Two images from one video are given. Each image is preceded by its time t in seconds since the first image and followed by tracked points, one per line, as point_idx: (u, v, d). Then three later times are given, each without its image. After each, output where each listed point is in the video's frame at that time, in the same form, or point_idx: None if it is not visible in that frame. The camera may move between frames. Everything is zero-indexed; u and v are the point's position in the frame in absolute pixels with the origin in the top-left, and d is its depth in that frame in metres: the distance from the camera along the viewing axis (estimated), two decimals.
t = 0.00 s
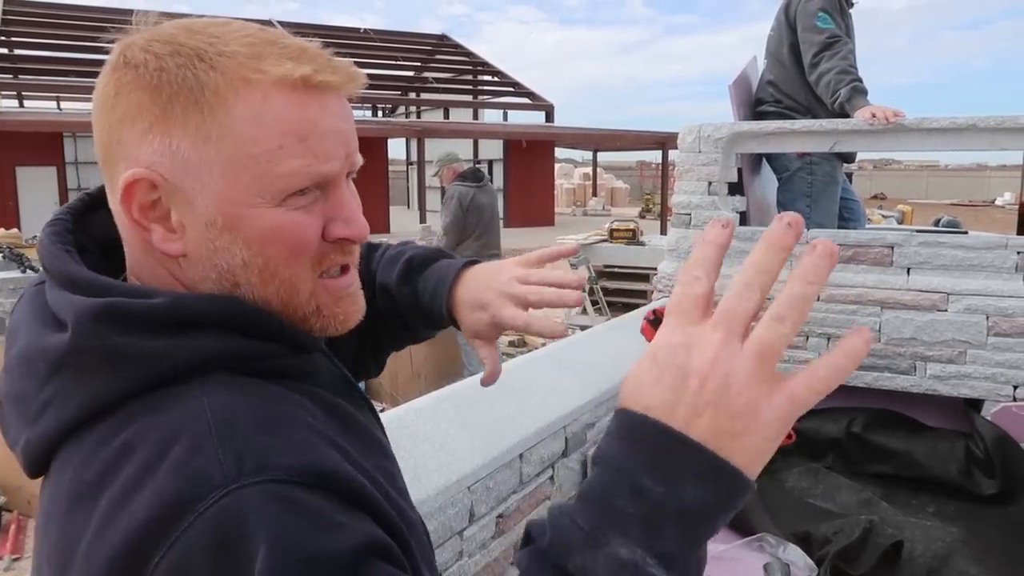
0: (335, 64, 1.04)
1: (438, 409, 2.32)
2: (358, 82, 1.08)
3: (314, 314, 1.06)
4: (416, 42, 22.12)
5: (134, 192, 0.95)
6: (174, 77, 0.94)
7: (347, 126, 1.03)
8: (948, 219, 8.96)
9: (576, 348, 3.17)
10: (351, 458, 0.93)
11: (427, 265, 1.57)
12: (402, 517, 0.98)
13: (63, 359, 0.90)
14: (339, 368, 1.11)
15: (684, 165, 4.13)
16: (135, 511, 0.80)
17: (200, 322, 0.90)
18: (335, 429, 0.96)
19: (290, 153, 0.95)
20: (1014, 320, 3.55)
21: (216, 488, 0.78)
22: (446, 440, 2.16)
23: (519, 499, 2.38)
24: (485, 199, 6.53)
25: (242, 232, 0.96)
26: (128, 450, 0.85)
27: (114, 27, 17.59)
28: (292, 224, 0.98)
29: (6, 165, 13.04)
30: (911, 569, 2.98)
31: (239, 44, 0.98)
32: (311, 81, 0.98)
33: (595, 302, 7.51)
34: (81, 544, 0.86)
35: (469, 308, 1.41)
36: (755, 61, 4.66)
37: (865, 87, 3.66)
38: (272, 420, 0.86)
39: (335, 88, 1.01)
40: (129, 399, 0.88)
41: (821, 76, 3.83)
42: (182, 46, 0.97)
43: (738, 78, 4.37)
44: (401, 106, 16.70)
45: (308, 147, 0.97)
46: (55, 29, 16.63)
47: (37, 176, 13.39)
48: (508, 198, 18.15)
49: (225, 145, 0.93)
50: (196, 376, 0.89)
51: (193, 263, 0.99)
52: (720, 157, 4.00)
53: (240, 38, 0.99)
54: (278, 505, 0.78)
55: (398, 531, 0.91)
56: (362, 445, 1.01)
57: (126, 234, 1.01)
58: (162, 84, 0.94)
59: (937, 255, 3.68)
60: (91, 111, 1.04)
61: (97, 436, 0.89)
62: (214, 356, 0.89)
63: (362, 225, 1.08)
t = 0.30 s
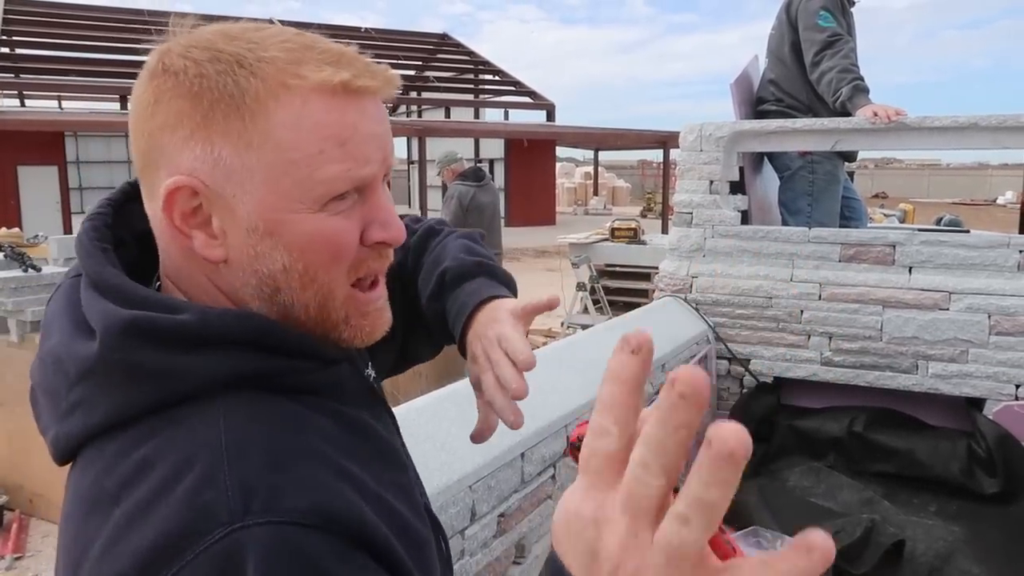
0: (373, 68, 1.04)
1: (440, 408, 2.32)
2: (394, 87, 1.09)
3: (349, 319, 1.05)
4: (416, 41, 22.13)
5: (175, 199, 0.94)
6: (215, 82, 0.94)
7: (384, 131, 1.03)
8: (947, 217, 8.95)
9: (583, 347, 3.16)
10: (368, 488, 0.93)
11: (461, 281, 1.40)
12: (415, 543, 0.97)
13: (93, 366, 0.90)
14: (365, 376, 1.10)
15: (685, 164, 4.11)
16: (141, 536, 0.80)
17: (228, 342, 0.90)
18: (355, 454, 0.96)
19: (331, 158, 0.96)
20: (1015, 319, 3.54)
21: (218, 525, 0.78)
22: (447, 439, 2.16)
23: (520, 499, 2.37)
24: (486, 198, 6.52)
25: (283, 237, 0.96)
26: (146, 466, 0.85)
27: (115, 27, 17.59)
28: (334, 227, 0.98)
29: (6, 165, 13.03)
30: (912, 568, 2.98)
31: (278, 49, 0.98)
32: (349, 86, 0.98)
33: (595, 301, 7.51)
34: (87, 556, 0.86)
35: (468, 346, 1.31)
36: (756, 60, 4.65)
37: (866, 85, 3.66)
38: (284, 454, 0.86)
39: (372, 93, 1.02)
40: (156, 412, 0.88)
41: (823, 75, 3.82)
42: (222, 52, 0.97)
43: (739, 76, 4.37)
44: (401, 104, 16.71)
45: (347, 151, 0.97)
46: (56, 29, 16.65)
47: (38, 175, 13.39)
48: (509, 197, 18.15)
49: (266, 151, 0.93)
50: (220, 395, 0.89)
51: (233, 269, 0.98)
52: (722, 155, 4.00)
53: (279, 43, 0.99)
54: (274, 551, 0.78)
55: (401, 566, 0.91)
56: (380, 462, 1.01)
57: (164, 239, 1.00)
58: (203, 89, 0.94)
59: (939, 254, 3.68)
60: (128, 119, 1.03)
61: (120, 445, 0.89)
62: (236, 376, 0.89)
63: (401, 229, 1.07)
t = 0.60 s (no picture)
0: (358, 61, 1.05)
1: (442, 406, 2.31)
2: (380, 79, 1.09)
3: (348, 310, 1.04)
4: (417, 41, 22.13)
5: (172, 199, 0.94)
6: (206, 83, 0.94)
7: (372, 123, 1.04)
8: (950, 218, 8.93)
9: (584, 347, 3.15)
10: (380, 479, 0.93)
11: (456, 278, 1.40)
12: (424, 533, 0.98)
13: (105, 363, 0.90)
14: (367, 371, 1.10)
15: (686, 163, 4.11)
16: (164, 527, 0.80)
17: (240, 337, 0.90)
18: (362, 445, 0.96)
19: (322, 151, 0.96)
20: (1017, 318, 3.53)
21: (244, 514, 0.79)
22: (449, 439, 2.16)
23: (521, 499, 2.37)
24: (487, 198, 6.52)
25: (279, 231, 0.95)
26: (164, 461, 0.85)
27: (116, 28, 17.60)
28: (329, 219, 0.98)
29: (7, 166, 13.03)
30: (914, 568, 2.98)
31: (265, 49, 0.98)
32: (337, 80, 0.99)
33: (596, 301, 7.50)
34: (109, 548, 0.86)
35: (465, 344, 1.31)
36: (757, 60, 4.65)
37: (868, 85, 3.66)
38: (303, 445, 0.86)
39: (359, 85, 1.02)
40: (170, 408, 0.88)
41: (824, 74, 3.82)
42: (210, 53, 0.97)
43: (740, 76, 4.36)
44: (403, 104, 16.70)
45: (338, 143, 0.98)
46: (57, 30, 16.66)
47: (39, 176, 13.40)
48: (510, 197, 18.14)
49: (257, 147, 0.93)
50: (232, 391, 0.89)
51: (230, 265, 0.98)
52: (722, 155, 4.00)
53: (266, 43, 0.99)
54: (300, 538, 0.79)
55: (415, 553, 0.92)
56: (385, 454, 1.01)
57: (166, 240, 0.99)
58: (192, 91, 0.94)
59: (940, 254, 3.67)
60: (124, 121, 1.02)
61: (134, 442, 0.89)
62: (250, 371, 0.89)
63: (390, 219, 1.07)
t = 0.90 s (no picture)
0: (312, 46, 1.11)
1: (442, 405, 2.31)
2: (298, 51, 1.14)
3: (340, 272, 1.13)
4: (415, 42, 22.14)
5: (236, 195, 0.92)
6: (252, 78, 0.93)
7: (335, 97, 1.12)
8: (949, 214, 8.93)
9: (582, 346, 3.14)
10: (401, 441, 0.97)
11: (446, 244, 1.44)
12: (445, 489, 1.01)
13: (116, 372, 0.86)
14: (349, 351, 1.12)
15: (685, 162, 4.12)
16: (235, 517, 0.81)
17: (262, 327, 0.89)
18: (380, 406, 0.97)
19: (334, 126, 1.05)
20: (1017, 313, 3.53)
21: (311, 490, 0.81)
22: (449, 439, 2.15)
23: (521, 499, 2.37)
24: (485, 198, 6.52)
25: (323, 204, 1.02)
26: (204, 457, 0.84)
27: (115, 32, 17.63)
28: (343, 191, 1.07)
29: (7, 172, 13.05)
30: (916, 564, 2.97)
31: (269, 43, 0.98)
32: (321, 63, 1.06)
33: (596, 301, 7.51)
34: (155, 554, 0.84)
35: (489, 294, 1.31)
36: (754, 58, 4.65)
37: (865, 82, 3.66)
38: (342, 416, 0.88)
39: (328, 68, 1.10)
40: (190, 409, 0.86)
41: (821, 72, 3.81)
42: (223, 43, 0.94)
43: (738, 74, 4.36)
44: (401, 106, 16.71)
45: (335, 120, 1.06)
46: (56, 35, 16.70)
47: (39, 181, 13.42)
48: (509, 197, 18.15)
49: (305, 130, 0.98)
50: (253, 381, 0.88)
51: (282, 247, 0.99)
52: (721, 153, 4.00)
53: (265, 38, 0.98)
54: (371, 501, 0.82)
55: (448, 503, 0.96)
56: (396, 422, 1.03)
57: (195, 243, 0.94)
58: (242, 88, 0.92)
59: (939, 250, 3.67)
60: (105, 122, 0.92)
61: (159, 447, 0.86)
62: (275, 357, 0.89)
63: (353, 182, 1.18)
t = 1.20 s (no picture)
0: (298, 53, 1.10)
1: (439, 405, 2.31)
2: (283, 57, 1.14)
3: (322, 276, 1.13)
4: (413, 43, 22.12)
5: (229, 206, 0.93)
6: (248, 92, 0.94)
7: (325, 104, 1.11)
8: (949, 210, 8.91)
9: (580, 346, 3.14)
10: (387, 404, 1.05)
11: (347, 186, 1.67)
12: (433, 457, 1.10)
13: (129, 374, 0.87)
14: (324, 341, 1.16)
15: (683, 161, 4.12)
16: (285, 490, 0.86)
17: (266, 317, 0.93)
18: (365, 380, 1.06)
19: (323, 136, 1.04)
20: (1016, 311, 3.53)
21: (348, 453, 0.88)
22: (448, 440, 2.15)
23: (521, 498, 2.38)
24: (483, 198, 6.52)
25: (311, 214, 1.02)
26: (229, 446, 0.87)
27: (113, 35, 17.61)
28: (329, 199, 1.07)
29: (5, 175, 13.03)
30: (915, 562, 2.97)
31: (262, 53, 0.98)
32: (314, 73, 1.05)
33: (596, 300, 7.51)
34: (207, 545, 0.87)
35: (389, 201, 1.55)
36: (752, 56, 4.65)
37: (863, 80, 3.66)
38: (346, 388, 0.94)
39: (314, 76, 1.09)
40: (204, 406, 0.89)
41: (819, 70, 3.82)
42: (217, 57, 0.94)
43: (735, 73, 4.36)
44: (400, 106, 16.70)
45: (325, 129, 1.06)
46: (55, 37, 16.68)
47: (37, 184, 13.40)
48: (509, 197, 18.15)
49: (295, 143, 0.99)
50: (262, 370, 0.92)
51: (269, 257, 1.00)
52: (719, 152, 4.00)
53: (258, 47, 0.98)
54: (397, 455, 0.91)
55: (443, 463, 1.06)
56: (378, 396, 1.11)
57: (187, 251, 0.95)
58: (238, 101, 0.93)
59: (937, 248, 3.68)
60: (98, 132, 0.92)
61: (178, 447, 0.88)
62: (282, 344, 0.94)
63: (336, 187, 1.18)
